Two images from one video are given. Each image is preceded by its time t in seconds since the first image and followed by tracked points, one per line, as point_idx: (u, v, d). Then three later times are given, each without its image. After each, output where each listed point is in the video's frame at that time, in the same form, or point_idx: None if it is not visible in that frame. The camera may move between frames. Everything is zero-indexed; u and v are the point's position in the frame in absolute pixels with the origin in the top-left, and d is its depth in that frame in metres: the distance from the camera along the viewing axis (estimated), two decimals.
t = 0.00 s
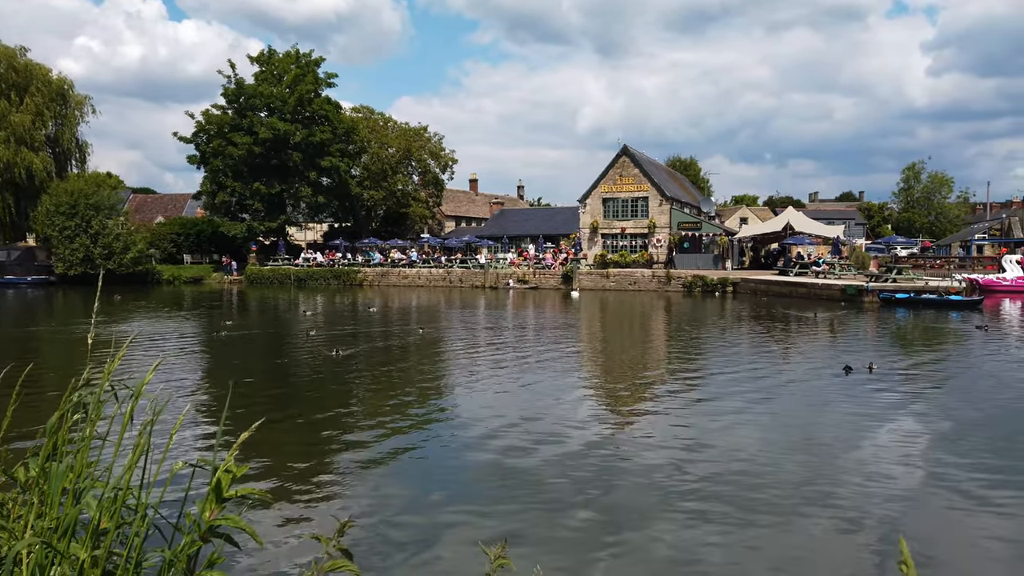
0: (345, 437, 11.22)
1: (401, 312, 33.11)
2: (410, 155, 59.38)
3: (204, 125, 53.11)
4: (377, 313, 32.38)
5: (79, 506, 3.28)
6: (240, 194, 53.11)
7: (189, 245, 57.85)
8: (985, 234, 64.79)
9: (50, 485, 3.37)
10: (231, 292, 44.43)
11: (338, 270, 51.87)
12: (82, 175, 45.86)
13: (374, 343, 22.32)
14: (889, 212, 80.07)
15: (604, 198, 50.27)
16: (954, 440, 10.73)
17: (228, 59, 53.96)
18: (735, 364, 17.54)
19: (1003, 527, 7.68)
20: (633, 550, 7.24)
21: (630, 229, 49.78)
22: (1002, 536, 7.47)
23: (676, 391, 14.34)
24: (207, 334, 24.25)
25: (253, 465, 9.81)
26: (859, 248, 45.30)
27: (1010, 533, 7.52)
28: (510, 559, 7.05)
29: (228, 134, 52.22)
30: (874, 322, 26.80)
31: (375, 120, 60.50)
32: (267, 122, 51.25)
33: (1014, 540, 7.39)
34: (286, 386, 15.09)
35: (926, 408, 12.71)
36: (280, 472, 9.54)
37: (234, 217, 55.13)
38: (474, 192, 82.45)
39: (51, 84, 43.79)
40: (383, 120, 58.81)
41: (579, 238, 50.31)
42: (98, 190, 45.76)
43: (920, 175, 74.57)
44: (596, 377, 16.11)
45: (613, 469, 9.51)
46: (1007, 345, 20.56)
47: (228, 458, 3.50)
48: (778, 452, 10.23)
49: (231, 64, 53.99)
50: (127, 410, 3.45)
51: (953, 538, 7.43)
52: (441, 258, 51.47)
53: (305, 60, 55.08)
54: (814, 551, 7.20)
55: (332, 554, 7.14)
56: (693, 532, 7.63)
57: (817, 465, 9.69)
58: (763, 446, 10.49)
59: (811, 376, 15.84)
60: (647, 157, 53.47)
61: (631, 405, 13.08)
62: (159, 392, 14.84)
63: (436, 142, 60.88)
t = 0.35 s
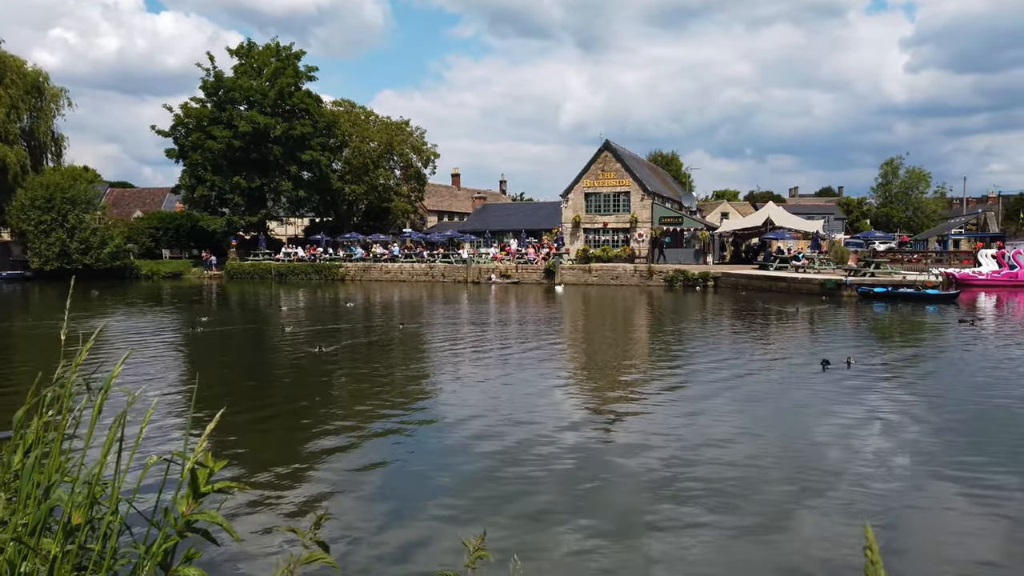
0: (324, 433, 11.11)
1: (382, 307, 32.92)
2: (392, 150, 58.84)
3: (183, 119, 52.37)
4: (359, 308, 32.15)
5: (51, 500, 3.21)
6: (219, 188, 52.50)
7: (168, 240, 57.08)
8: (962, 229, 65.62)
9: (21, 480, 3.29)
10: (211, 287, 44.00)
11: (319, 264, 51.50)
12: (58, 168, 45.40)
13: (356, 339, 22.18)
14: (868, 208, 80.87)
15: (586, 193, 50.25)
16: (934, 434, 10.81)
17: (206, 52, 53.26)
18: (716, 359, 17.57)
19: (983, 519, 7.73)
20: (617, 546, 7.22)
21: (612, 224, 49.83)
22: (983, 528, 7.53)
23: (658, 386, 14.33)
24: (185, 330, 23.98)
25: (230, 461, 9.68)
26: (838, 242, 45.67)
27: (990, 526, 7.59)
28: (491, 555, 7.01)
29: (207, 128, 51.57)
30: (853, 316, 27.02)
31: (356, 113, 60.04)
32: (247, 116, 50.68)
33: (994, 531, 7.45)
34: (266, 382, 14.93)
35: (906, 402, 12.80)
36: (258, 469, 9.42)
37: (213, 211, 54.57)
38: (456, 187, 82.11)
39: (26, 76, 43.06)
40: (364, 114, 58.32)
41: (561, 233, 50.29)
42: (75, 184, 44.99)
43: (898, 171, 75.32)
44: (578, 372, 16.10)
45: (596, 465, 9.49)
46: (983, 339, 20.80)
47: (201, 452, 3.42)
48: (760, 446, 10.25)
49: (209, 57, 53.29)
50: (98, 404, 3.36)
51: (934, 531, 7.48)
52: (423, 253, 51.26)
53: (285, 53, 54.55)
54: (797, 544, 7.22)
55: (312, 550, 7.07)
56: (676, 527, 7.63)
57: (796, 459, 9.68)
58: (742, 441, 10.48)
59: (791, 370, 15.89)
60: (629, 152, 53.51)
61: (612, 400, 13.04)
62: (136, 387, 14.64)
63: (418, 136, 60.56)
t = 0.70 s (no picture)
0: (304, 427, 11.08)
1: (364, 302, 32.81)
2: (374, 143, 58.51)
3: (161, 111, 51.69)
4: (341, 303, 32.01)
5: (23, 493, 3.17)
6: (198, 182, 51.92)
7: (146, 234, 56.52)
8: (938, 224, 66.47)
9: None
10: (190, 282, 43.58)
11: (300, 259, 51.14)
12: (33, 161, 44.76)
13: (338, 333, 22.05)
14: (846, 203, 81.67)
15: (568, 187, 50.30)
16: (909, 425, 11.00)
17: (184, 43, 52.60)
18: (697, 353, 17.67)
19: (955, 508, 7.89)
20: (597, 536, 7.29)
21: (594, 218, 49.91)
22: (955, 516, 7.69)
23: (637, 380, 14.40)
24: (162, 324, 23.79)
25: (208, 455, 9.64)
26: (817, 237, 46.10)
27: (961, 513, 7.75)
28: (471, 546, 7.06)
29: (186, 120, 50.93)
30: (831, 310, 27.30)
31: (337, 106, 59.57)
32: (226, 108, 50.13)
33: (966, 519, 7.60)
34: (244, 377, 14.82)
35: (882, 394, 12.99)
36: (237, 464, 9.38)
37: (193, 205, 54.05)
38: (439, 181, 81.81)
39: None
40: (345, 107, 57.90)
41: (543, 227, 50.33)
42: (51, 177, 44.39)
43: (876, 166, 76.09)
44: (560, 365, 16.15)
45: (576, 456, 9.57)
46: (958, 333, 21.13)
47: (176, 446, 3.37)
48: (739, 437, 10.37)
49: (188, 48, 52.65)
50: (72, 396, 3.30)
51: (907, 518, 7.63)
52: (405, 247, 51.09)
53: (265, 45, 54.05)
54: (771, 532, 7.32)
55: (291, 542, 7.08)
56: (655, 517, 7.71)
57: (773, 450, 9.80)
58: (719, 433, 10.58)
59: (770, 364, 16.05)
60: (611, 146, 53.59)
61: (592, 393, 13.10)
62: (112, 381, 14.50)
63: (400, 130, 60.27)
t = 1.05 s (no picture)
0: (285, 423, 11.01)
1: (345, 297, 32.66)
2: (355, 137, 58.17)
3: (138, 104, 51.01)
4: (323, 298, 31.84)
5: None
6: (177, 175, 51.35)
7: (124, 228, 55.85)
8: (915, 218, 67.33)
9: None
10: (169, 276, 43.09)
11: (281, 253, 50.75)
12: (7, 153, 44.05)
13: (319, 328, 21.91)
14: (825, 198, 82.43)
15: (551, 182, 50.29)
16: (888, 418, 11.10)
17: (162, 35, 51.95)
18: (679, 348, 17.74)
19: (933, 500, 7.96)
20: (578, 531, 7.29)
21: (576, 213, 49.95)
22: (934, 508, 7.76)
23: (621, 374, 14.42)
24: (141, 319, 23.55)
25: (186, 453, 9.55)
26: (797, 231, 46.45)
27: (940, 505, 7.82)
28: (451, 542, 7.03)
29: (164, 113, 50.34)
30: (811, 304, 27.55)
31: (318, 99, 59.07)
32: (205, 101, 49.59)
33: (944, 511, 7.67)
34: (227, 373, 14.71)
35: (862, 388, 13.10)
36: (216, 460, 9.30)
37: (171, 198, 53.51)
38: (421, 175, 81.51)
39: None
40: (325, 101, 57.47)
41: (525, 222, 50.31)
42: (25, 170, 43.72)
43: (855, 161, 76.79)
44: (543, 361, 16.15)
45: (559, 452, 9.55)
46: (936, 326, 21.40)
47: (154, 444, 3.34)
48: (721, 432, 10.41)
49: (166, 40, 52.02)
50: (46, 394, 3.26)
51: (887, 510, 7.68)
52: (387, 241, 50.86)
53: (245, 37, 53.54)
54: (751, 525, 7.37)
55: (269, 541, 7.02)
56: (637, 512, 7.71)
57: (754, 444, 9.86)
58: (702, 427, 10.62)
59: (752, 358, 16.15)
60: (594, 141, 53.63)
61: (576, 389, 13.10)
62: (91, 378, 14.33)
63: (381, 123, 59.96)
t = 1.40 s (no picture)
0: (268, 418, 10.97)
1: (331, 291, 32.48)
2: (339, 130, 57.83)
3: (119, 96, 50.35)
4: (308, 292, 31.65)
5: None
6: (159, 168, 50.78)
7: (106, 221, 55.22)
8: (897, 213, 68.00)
9: None
10: (151, 270, 42.66)
11: (265, 247, 50.40)
12: None
13: (303, 323, 21.74)
14: (809, 193, 83.00)
15: (536, 176, 50.25)
16: (870, 412, 11.21)
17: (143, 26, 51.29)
18: (664, 342, 17.82)
19: (912, 494, 8.05)
20: (562, 526, 7.31)
21: (562, 207, 49.97)
22: (913, 501, 7.86)
23: (607, 369, 14.47)
24: (124, 314, 23.31)
25: (168, 448, 9.50)
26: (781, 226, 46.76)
27: (920, 499, 7.91)
28: (432, 537, 7.03)
29: (146, 105, 49.75)
30: (794, 299, 27.75)
31: (302, 92, 58.54)
32: (188, 94, 49.08)
33: (924, 505, 7.76)
34: (211, 368, 14.61)
35: (844, 382, 13.22)
36: (201, 455, 9.27)
37: (153, 191, 52.99)
38: (406, 169, 81.21)
39: None
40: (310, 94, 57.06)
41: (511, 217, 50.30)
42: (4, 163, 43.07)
43: (838, 156, 77.33)
44: (528, 355, 16.17)
45: (544, 448, 9.56)
46: (917, 320, 21.62)
47: (133, 438, 3.31)
48: (705, 426, 10.46)
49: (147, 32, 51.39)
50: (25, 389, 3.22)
51: (867, 504, 7.77)
52: (372, 236, 50.67)
53: (228, 30, 52.98)
54: (734, 519, 7.43)
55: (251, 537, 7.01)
56: (622, 507, 7.73)
57: (738, 438, 9.93)
58: (687, 422, 10.68)
59: (737, 353, 16.24)
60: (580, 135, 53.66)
61: (561, 383, 13.12)
62: (73, 373, 14.18)
63: (366, 117, 59.65)
